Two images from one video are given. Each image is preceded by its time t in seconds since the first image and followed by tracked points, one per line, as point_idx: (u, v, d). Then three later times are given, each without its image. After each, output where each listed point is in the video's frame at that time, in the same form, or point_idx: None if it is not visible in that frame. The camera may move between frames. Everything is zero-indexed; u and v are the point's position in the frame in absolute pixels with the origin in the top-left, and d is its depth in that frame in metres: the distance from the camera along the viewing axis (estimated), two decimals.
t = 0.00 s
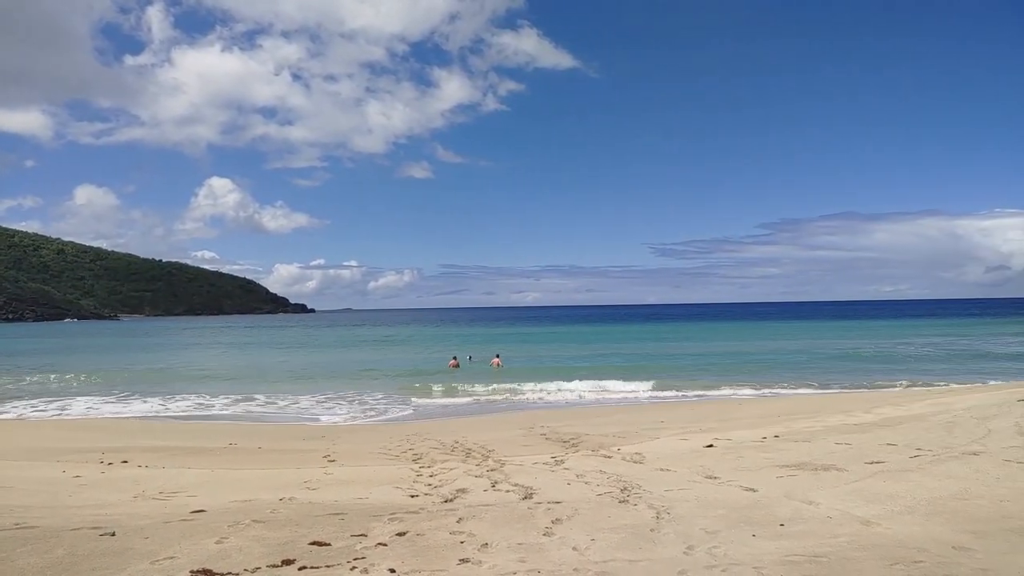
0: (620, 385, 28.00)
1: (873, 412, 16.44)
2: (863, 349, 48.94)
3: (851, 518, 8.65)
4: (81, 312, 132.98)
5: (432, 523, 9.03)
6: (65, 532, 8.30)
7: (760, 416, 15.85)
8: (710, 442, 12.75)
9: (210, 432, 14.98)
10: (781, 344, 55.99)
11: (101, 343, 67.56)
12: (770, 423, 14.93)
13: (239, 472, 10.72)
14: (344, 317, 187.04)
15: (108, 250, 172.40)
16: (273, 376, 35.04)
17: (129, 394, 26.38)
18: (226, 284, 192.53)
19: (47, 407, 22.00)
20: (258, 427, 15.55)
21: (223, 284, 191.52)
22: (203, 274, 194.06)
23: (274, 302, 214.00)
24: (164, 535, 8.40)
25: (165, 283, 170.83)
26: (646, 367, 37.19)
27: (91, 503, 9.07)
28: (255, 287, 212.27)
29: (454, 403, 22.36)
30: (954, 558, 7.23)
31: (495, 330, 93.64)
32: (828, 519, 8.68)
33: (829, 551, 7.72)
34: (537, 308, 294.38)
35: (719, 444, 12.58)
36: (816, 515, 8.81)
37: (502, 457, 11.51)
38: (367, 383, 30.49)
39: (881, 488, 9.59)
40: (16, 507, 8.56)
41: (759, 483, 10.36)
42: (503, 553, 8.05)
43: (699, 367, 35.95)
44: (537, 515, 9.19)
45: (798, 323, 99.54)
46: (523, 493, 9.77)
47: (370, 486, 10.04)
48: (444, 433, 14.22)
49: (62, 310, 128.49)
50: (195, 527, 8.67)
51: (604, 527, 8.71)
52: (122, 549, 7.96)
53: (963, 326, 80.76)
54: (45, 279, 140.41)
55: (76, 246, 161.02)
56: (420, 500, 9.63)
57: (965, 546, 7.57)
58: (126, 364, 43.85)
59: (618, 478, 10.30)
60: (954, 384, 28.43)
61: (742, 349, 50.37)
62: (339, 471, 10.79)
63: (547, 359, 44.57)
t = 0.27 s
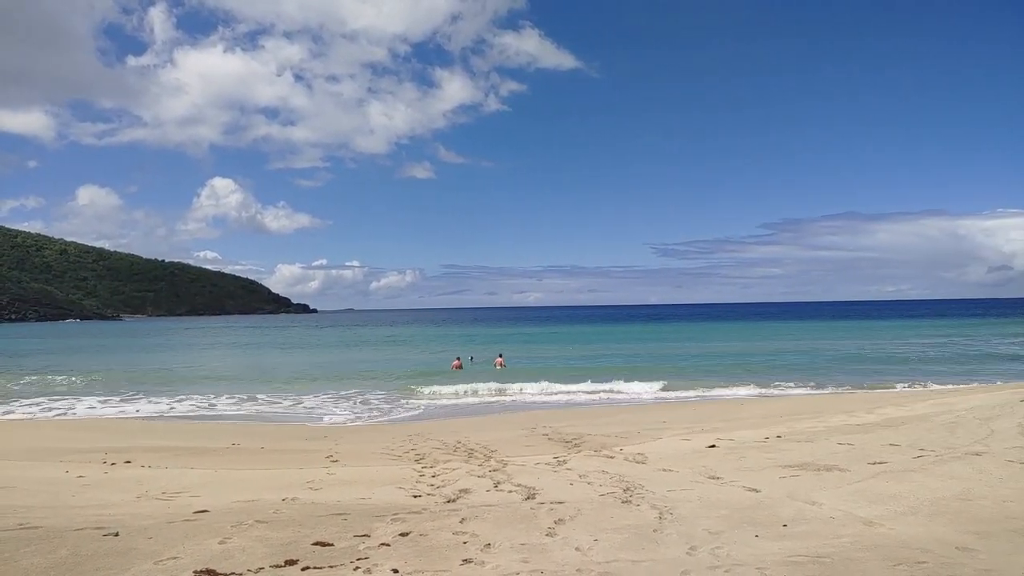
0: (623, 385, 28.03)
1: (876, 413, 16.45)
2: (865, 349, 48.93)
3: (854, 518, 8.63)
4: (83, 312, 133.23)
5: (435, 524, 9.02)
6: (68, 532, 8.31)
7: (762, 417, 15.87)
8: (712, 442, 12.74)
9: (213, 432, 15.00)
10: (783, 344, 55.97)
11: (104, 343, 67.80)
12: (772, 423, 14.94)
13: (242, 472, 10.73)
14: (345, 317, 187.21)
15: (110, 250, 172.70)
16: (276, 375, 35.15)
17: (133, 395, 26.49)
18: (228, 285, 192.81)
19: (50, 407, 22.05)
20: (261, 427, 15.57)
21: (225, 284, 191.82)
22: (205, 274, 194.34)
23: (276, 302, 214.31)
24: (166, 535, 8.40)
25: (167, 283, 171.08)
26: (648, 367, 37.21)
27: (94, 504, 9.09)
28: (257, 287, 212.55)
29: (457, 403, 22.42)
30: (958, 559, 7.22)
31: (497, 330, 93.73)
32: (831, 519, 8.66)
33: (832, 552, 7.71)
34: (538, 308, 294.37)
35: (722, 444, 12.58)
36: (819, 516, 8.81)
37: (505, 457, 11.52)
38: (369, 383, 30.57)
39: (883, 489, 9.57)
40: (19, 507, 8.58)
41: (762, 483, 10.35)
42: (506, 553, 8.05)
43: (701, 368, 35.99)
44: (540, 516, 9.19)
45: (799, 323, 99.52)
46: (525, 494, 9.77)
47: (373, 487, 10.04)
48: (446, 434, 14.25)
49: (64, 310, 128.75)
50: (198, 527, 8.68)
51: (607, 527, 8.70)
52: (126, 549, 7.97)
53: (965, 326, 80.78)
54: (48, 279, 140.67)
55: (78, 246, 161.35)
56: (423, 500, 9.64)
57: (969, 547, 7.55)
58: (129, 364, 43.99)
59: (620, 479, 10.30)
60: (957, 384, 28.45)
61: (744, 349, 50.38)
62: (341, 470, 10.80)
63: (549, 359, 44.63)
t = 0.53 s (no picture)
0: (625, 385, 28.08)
1: (879, 413, 16.44)
2: (867, 350, 48.91)
3: (857, 519, 8.60)
4: (86, 313, 133.55)
5: (437, 524, 9.01)
6: (71, 533, 8.31)
7: (765, 417, 15.88)
8: (715, 442, 12.73)
9: (215, 432, 15.03)
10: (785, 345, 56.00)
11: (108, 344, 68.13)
12: (775, 424, 14.95)
13: (244, 473, 10.74)
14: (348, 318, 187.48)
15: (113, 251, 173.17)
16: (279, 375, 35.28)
17: (137, 395, 26.64)
18: (230, 285, 193.20)
19: (53, 408, 22.11)
20: (264, 428, 15.60)
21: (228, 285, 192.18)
22: (208, 275, 194.75)
23: (278, 302, 214.65)
24: (168, 536, 8.40)
25: (170, 284, 171.47)
26: (650, 367, 37.27)
27: (96, 504, 9.09)
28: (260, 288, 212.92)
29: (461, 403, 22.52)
30: (960, 560, 7.20)
31: (499, 330, 93.85)
32: (833, 521, 8.64)
33: (835, 553, 7.69)
34: (540, 308, 294.43)
35: (724, 445, 12.56)
36: (822, 517, 8.78)
37: (507, 458, 11.52)
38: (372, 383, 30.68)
39: (886, 490, 9.55)
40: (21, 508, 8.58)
41: (764, 484, 10.33)
42: (508, 554, 8.04)
43: (703, 368, 36.05)
44: (543, 516, 9.18)
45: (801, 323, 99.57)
46: (528, 494, 9.75)
47: (375, 487, 10.04)
48: (449, 434, 14.27)
49: (67, 310, 129.09)
50: (200, 527, 8.68)
51: (609, 528, 8.69)
52: (128, 550, 7.97)
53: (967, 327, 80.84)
54: (51, 280, 141.04)
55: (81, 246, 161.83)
56: (425, 501, 9.63)
57: (972, 548, 7.52)
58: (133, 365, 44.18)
59: (623, 479, 10.29)
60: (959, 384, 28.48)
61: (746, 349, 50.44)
62: (343, 471, 10.81)
63: (551, 359, 44.71)
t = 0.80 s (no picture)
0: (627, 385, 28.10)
1: (881, 413, 16.43)
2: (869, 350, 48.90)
3: (859, 520, 8.57)
4: (88, 313, 133.79)
5: (440, 525, 9.00)
6: (73, 533, 8.31)
7: (767, 417, 15.88)
8: (717, 443, 12.71)
9: (217, 432, 15.05)
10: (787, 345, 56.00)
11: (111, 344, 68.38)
12: (777, 424, 14.93)
13: (246, 473, 10.74)
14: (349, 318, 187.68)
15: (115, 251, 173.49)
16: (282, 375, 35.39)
17: (141, 395, 26.73)
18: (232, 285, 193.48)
19: (55, 408, 22.14)
20: (266, 428, 15.62)
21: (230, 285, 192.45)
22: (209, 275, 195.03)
23: (280, 302, 215.00)
24: (171, 536, 8.40)
25: (172, 284, 171.75)
26: (652, 367, 37.29)
27: (98, 504, 9.10)
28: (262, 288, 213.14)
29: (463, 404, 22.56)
30: (963, 561, 7.17)
31: (500, 330, 93.85)
32: (836, 521, 8.61)
33: (838, 554, 7.67)
34: (541, 309, 294.40)
35: (726, 445, 12.54)
36: (825, 517, 8.76)
37: (509, 458, 11.52)
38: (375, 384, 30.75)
39: (888, 490, 9.51)
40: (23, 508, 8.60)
41: (766, 484, 10.31)
42: (511, 555, 8.03)
43: (705, 368, 36.07)
44: (545, 517, 9.16)
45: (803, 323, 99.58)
46: (530, 495, 9.74)
47: (377, 488, 10.03)
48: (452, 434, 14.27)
49: (69, 311, 129.31)
50: (202, 527, 8.68)
51: (612, 529, 8.67)
52: (130, 550, 7.97)
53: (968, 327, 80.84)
54: (53, 279, 141.33)
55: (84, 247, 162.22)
56: (427, 501, 9.63)
57: (975, 548, 7.49)
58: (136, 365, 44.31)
59: (625, 479, 10.27)
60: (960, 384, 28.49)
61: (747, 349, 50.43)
62: (345, 471, 10.81)
63: (553, 359, 44.74)
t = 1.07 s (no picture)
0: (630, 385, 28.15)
1: (884, 413, 16.40)
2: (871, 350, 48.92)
3: (863, 521, 8.54)
4: (91, 313, 134.13)
5: (442, 525, 8.99)
6: (76, 533, 8.32)
7: (770, 417, 15.87)
8: (719, 443, 12.69)
9: (220, 432, 15.07)
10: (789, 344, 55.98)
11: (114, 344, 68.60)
12: (779, 424, 14.92)
13: (249, 473, 10.75)
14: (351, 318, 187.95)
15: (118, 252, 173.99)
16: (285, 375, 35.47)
17: (145, 395, 26.80)
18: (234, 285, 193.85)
19: (58, 408, 22.19)
20: (269, 428, 15.64)
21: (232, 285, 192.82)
22: (212, 275, 195.42)
23: (282, 302, 215.29)
24: (174, 536, 8.41)
25: (175, 284, 172.21)
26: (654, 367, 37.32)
27: (101, 504, 9.12)
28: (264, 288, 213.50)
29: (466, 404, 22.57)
30: (967, 561, 7.14)
31: (502, 330, 93.91)
32: (839, 522, 8.59)
33: (841, 555, 7.64)
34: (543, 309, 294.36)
35: (729, 446, 12.52)
36: (828, 518, 8.73)
37: (511, 458, 11.52)
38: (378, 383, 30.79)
39: (892, 491, 9.49)
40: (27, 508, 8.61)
41: (770, 484, 10.28)
42: (513, 555, 8.02)
43: (707, 368, 36.08)
44: (547, 517, 9.15)
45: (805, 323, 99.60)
46: (532, 495, 9.73)
47: (379, 488, 10.03)
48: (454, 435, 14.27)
49: (72, 311, 129.68)
50: (205, 527, 8.68)
51: (615, 529, 8.66)
52: (133, 550, 7.98)
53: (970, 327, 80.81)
54: (56, 279, 141.75)
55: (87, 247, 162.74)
56: (430, 501, 9.63)
57: (979, 549, 7.46)
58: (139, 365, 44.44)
59: (627, 480, 10.26)
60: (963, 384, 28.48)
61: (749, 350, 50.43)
62: (347, 471, 10.81)
63: (555, 359, 44.79)
